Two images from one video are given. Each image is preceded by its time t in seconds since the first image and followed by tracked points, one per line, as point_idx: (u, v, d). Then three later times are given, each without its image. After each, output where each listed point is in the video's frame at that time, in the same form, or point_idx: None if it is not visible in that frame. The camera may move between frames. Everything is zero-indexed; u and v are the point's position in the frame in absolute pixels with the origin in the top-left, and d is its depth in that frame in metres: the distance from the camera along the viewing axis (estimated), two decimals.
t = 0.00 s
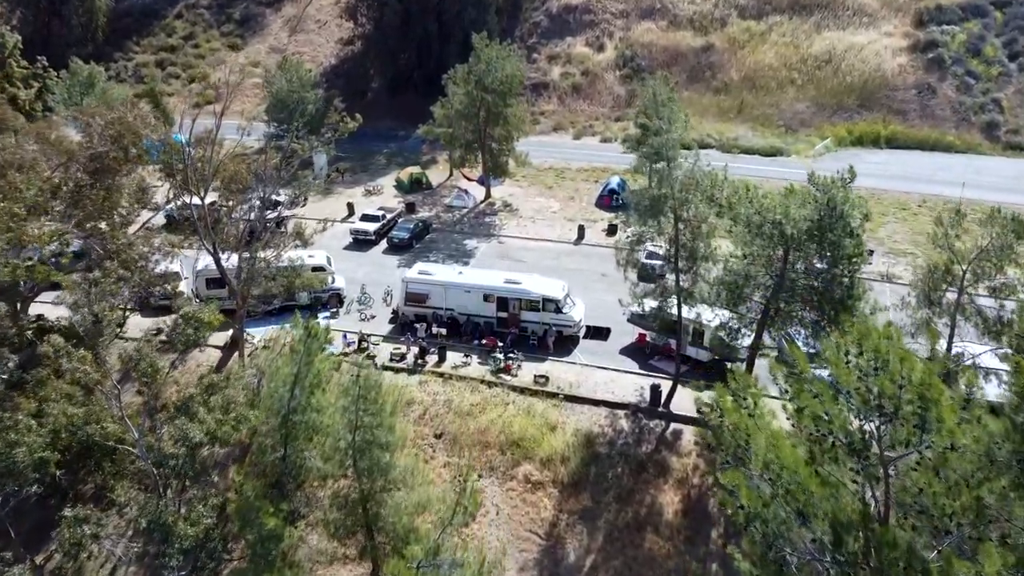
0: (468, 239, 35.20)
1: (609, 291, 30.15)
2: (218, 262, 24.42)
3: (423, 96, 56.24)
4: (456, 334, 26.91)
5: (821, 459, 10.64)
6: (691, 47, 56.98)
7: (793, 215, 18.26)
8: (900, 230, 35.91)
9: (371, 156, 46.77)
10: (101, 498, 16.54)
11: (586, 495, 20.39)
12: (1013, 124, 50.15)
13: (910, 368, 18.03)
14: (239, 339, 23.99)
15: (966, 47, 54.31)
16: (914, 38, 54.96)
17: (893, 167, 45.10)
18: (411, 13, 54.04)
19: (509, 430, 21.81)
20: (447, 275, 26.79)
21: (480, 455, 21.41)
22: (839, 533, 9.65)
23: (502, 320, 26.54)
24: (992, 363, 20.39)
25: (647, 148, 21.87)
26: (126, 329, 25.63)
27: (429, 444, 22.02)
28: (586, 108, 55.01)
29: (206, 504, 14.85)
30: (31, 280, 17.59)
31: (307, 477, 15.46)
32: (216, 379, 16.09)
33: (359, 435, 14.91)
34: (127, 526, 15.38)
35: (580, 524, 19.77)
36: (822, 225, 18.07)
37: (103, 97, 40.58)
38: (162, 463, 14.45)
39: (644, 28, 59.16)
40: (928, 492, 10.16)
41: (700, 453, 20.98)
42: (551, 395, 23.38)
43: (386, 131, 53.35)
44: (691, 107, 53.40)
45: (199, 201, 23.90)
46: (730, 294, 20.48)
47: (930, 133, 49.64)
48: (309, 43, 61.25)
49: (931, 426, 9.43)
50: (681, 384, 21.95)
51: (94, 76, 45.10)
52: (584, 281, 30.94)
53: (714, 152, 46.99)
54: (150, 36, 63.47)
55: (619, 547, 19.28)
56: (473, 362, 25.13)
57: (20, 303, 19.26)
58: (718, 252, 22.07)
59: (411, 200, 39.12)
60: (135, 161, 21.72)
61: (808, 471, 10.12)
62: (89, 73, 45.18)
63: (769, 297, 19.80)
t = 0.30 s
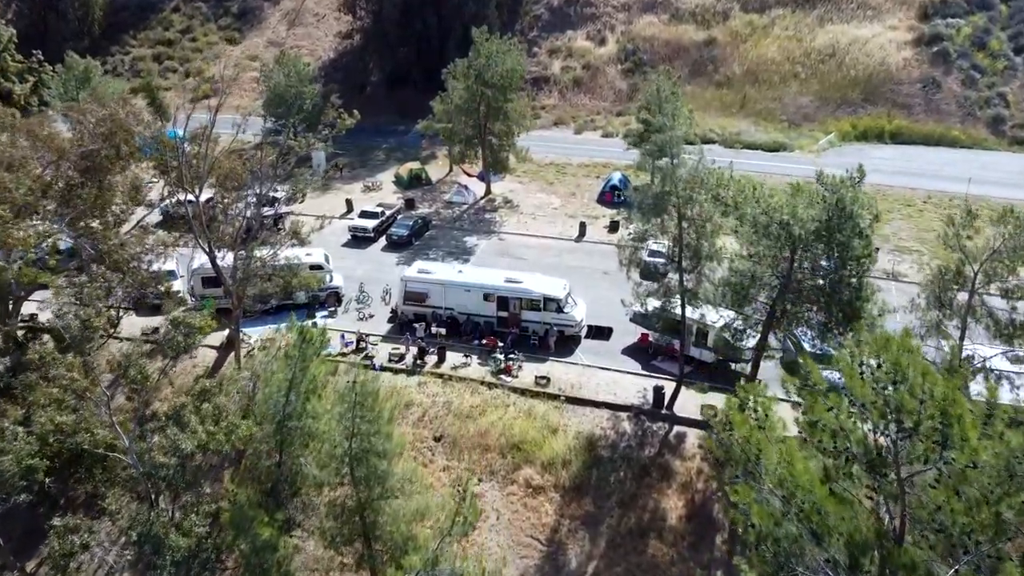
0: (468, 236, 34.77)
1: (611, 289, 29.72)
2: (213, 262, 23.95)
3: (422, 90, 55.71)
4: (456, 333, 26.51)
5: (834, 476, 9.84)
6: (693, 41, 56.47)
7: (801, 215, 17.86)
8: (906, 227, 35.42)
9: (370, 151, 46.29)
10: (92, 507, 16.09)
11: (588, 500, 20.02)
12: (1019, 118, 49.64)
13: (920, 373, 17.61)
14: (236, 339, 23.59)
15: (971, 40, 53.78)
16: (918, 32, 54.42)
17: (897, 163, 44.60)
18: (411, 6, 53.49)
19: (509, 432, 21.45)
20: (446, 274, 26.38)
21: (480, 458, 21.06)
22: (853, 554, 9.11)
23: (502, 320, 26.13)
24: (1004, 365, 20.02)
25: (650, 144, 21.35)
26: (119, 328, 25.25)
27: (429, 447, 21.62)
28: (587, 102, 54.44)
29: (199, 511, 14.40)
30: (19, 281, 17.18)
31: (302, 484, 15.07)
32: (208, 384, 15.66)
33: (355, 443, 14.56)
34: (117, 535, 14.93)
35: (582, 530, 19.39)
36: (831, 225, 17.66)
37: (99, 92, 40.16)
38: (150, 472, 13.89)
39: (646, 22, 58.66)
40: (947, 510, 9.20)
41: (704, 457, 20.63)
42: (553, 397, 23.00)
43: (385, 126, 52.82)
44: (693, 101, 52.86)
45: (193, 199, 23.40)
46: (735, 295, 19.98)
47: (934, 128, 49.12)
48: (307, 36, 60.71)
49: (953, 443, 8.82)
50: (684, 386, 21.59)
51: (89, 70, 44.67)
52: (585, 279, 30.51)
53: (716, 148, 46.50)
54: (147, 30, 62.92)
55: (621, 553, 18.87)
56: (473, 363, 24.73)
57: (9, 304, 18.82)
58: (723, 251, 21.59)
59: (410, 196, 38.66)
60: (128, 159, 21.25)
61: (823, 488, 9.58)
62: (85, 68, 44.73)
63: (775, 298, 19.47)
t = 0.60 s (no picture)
0: (468, 233, 34.33)
1: (613, 288, 29.29)
2: (209, 261, 23.51)
3: (422, 84, 55.25)
4: (455, 333, 26.10)
5: (850, 494, 9.69)
6: (694, 34, 55.94)
7: (810, 216, 17.41)
8: (911, 224, 34.97)
9: (369, 146, 45.83)
10: (81, 514, 15.65)
11: (591, 505, 19.62)
12: None
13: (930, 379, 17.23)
14: (232, 339, 23.18)
15: (976, 34, 53.27)
16: (923, 26, 53.94)
17: (901, 159, 44.10)
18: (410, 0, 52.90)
19: (509, 436, 21.08)
20: (446, 272, 25.96)
21: (480, 462, 20.67)
22: None
23: (503, 319, 25.72)
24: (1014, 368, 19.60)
25: (653, 142, 20.88)
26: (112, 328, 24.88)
27: (428, 450, 21.23)
28: (588, 97, 53.93)
29: (191, 519, 13.97)
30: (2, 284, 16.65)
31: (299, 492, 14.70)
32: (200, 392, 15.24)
33: (352, 451, 14.03)
34: (107, 544, 14.48)
35: (584, 536, 19.01)
36: (840, 225, 17.22)
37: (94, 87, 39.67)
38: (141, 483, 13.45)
39: (648, 15, 58.17)
40: (968, 529, 8.74)
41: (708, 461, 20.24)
42: (554, 399, 22.62)
43: (383, 121, 52.30)
44: (696, 95, 52.36)
45: (187, 197, 22.94)
46: (740, 296, 19.59)
47: (939, 123, 48.61)
48: (306, 30, 60.17)
49: (975, 462, 8.48)
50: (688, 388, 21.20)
51: (85, 64, 44.17)
52: (587, 277, 30.09)
53: (719, 143, 46.05)
54: (144, 23, 62.31)
55: (624, 560, 18.48)
56: (473, 363, 24.35)
57: None
58: (729, 252, 21.12)
59: (409, 191, 38.25)
60: (121, 158, 20.87)
61: (839, 508, 9.36)
62: (80, 62, 44.22)
63: (782, 298, 19.13)
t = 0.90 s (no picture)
0: (468, 230, 33.90)
1: (614, 286, 28.87)
2: (204, 260, 23.05)
3: (421, 79, 54.66)
4: (455, 334, 25.70)
5: (864, 515, 9.08)
6: (697, 28, 55.45)
7: (818, 216, 16.94)
8: (917, 221, 34.51)
9: (368, 141, 45.38)
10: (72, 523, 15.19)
11: (593, 510, 19.23)
12: None
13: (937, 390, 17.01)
14: (227, 340, 22.77)
15: (981, 27, 52.78)
16: (928, 19, 53.43)
17: (906, 154, 43.62)
18: None
19: (510, 439, 20.71)
20: (445, 271, 25.55)
21: (480, 466, 20.28)
22: None
23: (503, 319, 25.31)
24: None
25: (657, 139, 20.45)
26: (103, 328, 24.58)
27: (427, 454, 20.83)
28: (590, 90, 53.40)
29: (182, 529, 13.51)
30: None
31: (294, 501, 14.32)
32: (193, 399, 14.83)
33: (348, 461, 13.63)
34: (97, 555, 14.06)
35: (587, 542, 18.61)
36: (849, 226, 16.76)
37: (89, 82, 39.25)
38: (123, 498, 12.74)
39: (650, 8, 57.68)
40: (992, 553, 8.18)
41: (712, 466, 19.88)
42: (555, 401, 22.24)
43: (383, 115, 51.77)
44: (699, 89, 51.83)
45: (182, 194, 22.49)
46: (746, 297, 19.13)
47: (944, 117, 48.06)
48: (304, 23, 59.71)
49: (1000, 485, 7.91)
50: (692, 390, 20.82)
51: (80, 58, 43.74)
52: (589, 275, 29.67)
53: (722, 137, 45.58)
54: (141, 16, 61.83)
55: (627, 567, 18.09)
56: (473, 364, 23.95)
57: None
58: (733, 252, 20.67)
59: (408, 188, 37.83)
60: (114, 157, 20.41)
61: (854, 531, 8.71)
62: (75, 56, 43.79)
63: (789, 299, 18.71)
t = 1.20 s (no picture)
0: (468, 227, 33.48)
1: (616, 285, 28.43)
2: (199, 258, 22.57)
3: (421, 73, 53.91)
4: (454, 334, 25.30)
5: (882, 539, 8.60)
6: (700, 22, 54.94)
7: (828, 217, 16.50)
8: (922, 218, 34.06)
9: (367, 137, 44.91)
10: (61, 533, 14.84)
11: (595, 516, 18.82)
12: None
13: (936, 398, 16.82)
14: (223, 340, 22.34)
15: (986, 21, 52.48)
16: (932, 13, 53.07)
17: (911, 149, 43.12)
18: None
19: (511, 443, 20.35)
20: (444, 271, 25.16)
21: (480, 470, 19.90)
22: None
23: (503, 319, 24.91)
24: None
25: (660, 136, 20.11)
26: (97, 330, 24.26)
27: (426, 458, 20.42)
28: (590, 85, 52.88)
29: (174, 542, 13.08)
30: None
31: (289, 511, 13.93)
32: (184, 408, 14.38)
33: (345, 471, 13.27)
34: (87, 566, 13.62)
35: (589, 549, 18.16)
36: (859, 227, 16.34)
37: (84, 77, 38.84)
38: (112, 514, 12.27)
39: (651, 2, 57.35)
40: None
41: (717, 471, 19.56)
42: (557, 404, 21.87)
43: (382, 109, 51.18)
44: (701, 83, 51.33)
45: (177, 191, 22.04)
46: (752, 299, 18.71)
47: (949, 112, 47.52)
48: (302, 16, 59.33)
49: None
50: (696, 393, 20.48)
51: (76, 53, 43.33)
52: (590, 274, 29.25)
53: (724, 132, 45.06)
54: (138, 10, 61.37)
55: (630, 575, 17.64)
56: (472, 366, 23.56)
57: None
58: (738, 253, 20.25)
59: (407, 184, 37.38)
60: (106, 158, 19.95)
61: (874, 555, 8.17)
62: (71, 50, 43.40)
63: (797, 301, 18.33)
